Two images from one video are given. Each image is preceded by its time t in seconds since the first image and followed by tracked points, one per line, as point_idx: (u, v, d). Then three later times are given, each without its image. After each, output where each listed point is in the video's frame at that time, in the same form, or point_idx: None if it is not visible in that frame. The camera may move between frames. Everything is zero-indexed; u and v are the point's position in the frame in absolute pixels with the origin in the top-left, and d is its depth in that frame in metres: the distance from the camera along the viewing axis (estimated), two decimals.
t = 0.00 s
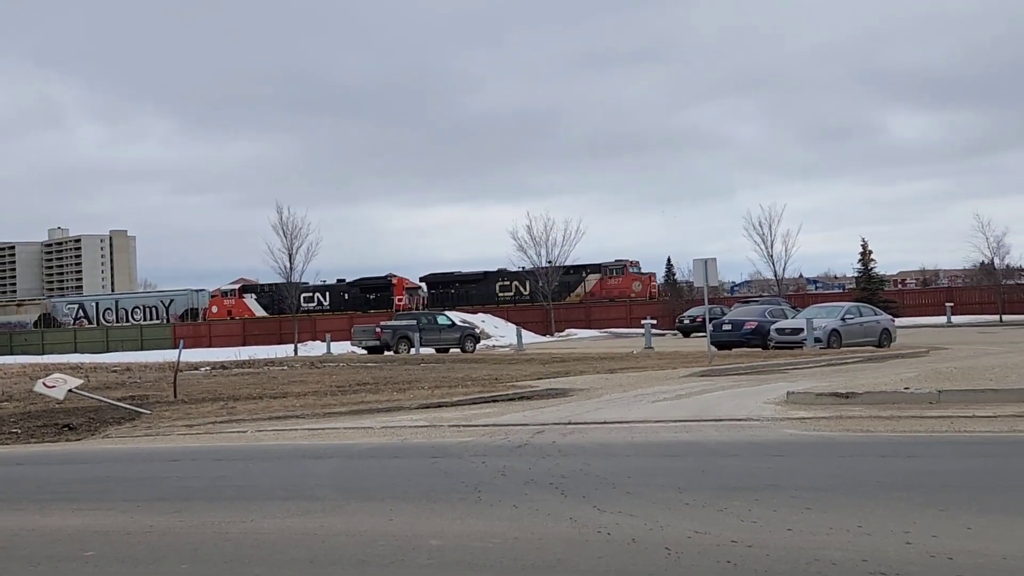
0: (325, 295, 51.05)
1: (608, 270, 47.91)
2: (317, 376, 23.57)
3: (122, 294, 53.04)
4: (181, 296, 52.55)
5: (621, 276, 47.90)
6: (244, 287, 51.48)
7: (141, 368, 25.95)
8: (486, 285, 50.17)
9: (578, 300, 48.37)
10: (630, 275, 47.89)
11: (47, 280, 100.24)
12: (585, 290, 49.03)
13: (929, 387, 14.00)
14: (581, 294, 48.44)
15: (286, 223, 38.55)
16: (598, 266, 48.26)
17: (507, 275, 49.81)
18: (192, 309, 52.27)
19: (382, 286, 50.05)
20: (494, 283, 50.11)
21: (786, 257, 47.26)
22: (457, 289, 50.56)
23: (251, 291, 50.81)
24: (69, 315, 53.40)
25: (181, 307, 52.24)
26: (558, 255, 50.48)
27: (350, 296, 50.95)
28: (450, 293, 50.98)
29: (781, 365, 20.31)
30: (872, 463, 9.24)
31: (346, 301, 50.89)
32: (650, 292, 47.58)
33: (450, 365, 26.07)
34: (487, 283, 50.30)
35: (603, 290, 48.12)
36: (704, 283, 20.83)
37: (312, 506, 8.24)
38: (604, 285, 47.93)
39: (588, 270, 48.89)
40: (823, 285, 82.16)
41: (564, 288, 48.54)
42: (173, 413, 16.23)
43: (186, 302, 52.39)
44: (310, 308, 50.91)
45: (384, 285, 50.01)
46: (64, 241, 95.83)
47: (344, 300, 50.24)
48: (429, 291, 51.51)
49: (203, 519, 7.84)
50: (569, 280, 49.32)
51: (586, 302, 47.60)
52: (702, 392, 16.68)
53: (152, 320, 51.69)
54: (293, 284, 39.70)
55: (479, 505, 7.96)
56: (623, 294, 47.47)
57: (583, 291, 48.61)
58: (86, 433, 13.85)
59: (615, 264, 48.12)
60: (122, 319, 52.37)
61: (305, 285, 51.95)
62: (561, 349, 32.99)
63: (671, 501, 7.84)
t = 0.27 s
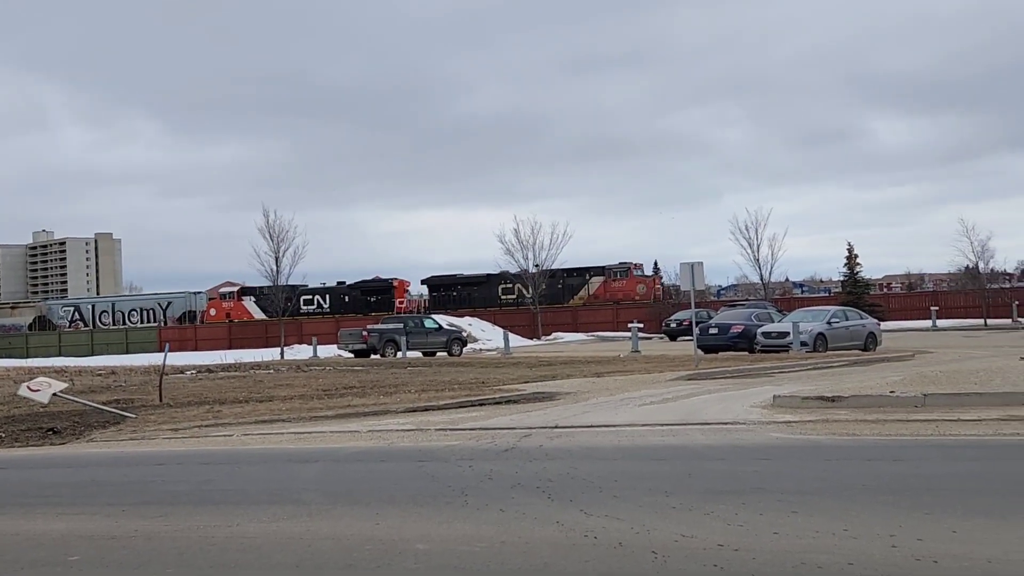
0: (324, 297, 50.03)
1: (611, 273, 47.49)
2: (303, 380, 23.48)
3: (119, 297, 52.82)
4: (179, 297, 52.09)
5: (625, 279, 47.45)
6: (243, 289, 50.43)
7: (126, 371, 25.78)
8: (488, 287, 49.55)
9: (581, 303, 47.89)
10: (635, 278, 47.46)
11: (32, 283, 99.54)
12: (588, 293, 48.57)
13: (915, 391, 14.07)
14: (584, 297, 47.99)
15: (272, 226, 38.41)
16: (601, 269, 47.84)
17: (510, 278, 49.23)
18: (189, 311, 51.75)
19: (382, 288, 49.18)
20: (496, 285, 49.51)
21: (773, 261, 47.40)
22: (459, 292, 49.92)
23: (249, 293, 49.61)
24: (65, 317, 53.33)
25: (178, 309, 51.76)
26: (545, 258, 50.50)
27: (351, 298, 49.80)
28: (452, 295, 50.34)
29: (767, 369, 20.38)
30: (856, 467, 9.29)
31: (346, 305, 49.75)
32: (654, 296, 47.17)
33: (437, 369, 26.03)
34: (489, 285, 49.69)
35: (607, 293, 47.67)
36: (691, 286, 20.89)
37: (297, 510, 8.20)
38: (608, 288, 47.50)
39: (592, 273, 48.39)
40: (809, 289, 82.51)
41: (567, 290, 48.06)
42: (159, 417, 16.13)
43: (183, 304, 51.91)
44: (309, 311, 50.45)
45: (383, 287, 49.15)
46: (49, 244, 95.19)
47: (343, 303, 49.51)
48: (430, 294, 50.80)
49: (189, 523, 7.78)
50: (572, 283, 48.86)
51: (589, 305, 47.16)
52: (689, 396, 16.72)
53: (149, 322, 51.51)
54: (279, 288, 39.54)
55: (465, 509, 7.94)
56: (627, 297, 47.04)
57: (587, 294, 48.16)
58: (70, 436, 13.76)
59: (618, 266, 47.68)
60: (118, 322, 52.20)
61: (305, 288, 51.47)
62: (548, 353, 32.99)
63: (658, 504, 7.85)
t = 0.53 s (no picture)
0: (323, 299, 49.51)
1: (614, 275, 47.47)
2: (288, 383, 23.39)
3: (114, 299, 52.35)
4: (175, 299, 51.60)
5: (628, 281, 47.40)
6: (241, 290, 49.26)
7: (109, 374, 25.62)
8: (489, 289, 49.44)
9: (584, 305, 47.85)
10: (637, 280, 47.41)
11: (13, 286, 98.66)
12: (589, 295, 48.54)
13: (898, 394, 14.17)
14: (587, 299, 47.98)
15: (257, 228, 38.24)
16: (604, 271, 47.82)
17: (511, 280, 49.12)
18: (185, 313, 51.19)
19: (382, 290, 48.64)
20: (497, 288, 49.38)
21: (757, 264, 47.64)
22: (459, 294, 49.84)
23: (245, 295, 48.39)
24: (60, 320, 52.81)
25: (174, 311, 51.25)
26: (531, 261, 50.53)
27: (349, 300, 49.34)
28: (452, 298, 50.28)
29: (752, 371, 20.47)
30: (838, 469, 9.36)
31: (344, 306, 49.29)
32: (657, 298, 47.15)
33: (422, 371, 25.99)
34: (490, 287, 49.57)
35: (610, 295, 47.65)
36: (675, 289, 20.97)
37: (283, 513, 8.17)
38: (610, 290, 47.44)
39: (595, 275, 48.34)
40: (793, 292, 82.90)
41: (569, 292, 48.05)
42: (142, 420, 16.03)
43: (180, 306, 51.33)
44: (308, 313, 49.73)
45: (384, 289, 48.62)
46: (30, 246, 94.43)
47: (342, 305, 48.89)
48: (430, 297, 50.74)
49: (173, 527, 7.73)
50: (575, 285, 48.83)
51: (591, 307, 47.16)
52: (674, 398, 16.78)
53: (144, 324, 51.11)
54: (263, 291, 39.35)
55: (451, 512, 7.94)
56: (630, 300, 47.07)
57: (589, 296, 48.08)
58: (53, 440, 13.64)
59: (622, 269, 47.67)
60: (113, 324, 51.73)
61: (302, 289, 50.91)
62: (534, 356, 32.99)
63: (643, 506, 7.88)
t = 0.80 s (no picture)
0: (321, 300, 49.32)
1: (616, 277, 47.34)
2: (271, 386, 23.31)
3: (107, 301, 51.98)
4: (170, 301, 51.34)
5: (630, 283, 47.25)
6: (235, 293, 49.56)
7: (90, 378, 25.45)
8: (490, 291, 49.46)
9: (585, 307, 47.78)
10: (640, 281, 47.21)
11: None
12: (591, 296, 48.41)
13: (880, 396, 14.28)
14: (588, 300, 47.90)
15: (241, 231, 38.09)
16: (606, 272, 47.66)
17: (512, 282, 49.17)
18: (181, 315, 50.91)
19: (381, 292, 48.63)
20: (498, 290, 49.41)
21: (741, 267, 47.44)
22: (460, 296, 49.79)
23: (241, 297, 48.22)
24: (52, 322, 52.38)
25: (170, 313, 50.94)
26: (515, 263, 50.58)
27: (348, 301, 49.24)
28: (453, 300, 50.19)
29: (735, 373, 20.57)
30: (820, 470, 9.43)
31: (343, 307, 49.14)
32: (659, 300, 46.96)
33: (406, 374, 25.96)
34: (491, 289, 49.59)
35: (612, 296, 47.52)
36: (659, 292, 21.04)
37: (266, 517, 8.15)
38: (612, 292, 47.31)
39: (597, 276, 48.17)
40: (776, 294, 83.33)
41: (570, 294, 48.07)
42: (125, 424, 15.93)
43: (175, 308, 51.06)
44: (306, 314, 49.48)
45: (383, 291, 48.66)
46: (12, 249, 93.65)
47: (341, 307, 48.41)
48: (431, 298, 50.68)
49: (154, 531, 7.69)
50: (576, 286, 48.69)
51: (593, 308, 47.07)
52: (658, 400, 16.84)
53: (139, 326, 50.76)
54: (247, 294, 39.17)
55: (434, 515, 7.94)
56: (632, 301, 46.92)
57: (591, 297, 47.90)
58: (34, 444, 13.54)
59: (624, 271, 47.53)
60: (107, 327, 51.28)
61: (299, 290, 50.49)
62: (518, 358, 33.01)
63: (626, 509, 7.91)
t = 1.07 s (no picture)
0: (319, 301, 49.12)
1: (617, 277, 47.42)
2: (255, 387, 23.22)
3: (101, 302, 51.51)
4: (166, 303, 51.27)
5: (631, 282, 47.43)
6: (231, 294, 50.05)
7: (72, 380, 25.24)
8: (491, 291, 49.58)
9: (587, 307, 47.94)
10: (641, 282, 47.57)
11: None
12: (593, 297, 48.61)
13: (863, 397, 14.37)
14: (590, 300, 48.08)
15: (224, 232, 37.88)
16: (607, 272, 47.80)
17: (513, 282, 49.30)
18: (177, 317, 50.88)
19: (380, 293, 49.00)
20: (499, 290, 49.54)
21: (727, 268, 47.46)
22: (460, 296, 49.83)
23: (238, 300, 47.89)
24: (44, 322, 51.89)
25: (166, 314, 50.84)
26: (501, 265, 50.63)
27: (347, 303, 49.20)
28: (452, 300, 50.22)
29: (719, 374, 20.65)
30: (803, 471, 9.48)
31: (342, 308, 49.03)
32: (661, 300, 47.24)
33: (390, 376, 25.92)
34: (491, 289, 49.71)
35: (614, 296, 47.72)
36: (644, 293, 21.10)
37: (249, 519, 8.11)
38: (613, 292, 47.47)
39: (599, 276, 48.35)
40: (757, 295, 83.79)
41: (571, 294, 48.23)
42: (107, 426, 15.82)
43: (171, 310, 51.07)
44: (303, 315, 49.22)
45: (383, 291, 49.03)
46: None
47: (341, 308, 48.38)
48: (431, 299, 50.72)
49: (136, 534, 7.63)
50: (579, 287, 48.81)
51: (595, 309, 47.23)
52: (642, 402, 16.88)
53: (133, 327, 50.54)
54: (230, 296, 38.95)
55: (417, 517, 7.92)
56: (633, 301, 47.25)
57: (592, 297, 47.96)
58: (14, 446, 13.43)
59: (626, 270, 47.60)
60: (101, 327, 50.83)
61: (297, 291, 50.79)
62: (503, 360, 33.00)
63: (611, 510, 7.93)
